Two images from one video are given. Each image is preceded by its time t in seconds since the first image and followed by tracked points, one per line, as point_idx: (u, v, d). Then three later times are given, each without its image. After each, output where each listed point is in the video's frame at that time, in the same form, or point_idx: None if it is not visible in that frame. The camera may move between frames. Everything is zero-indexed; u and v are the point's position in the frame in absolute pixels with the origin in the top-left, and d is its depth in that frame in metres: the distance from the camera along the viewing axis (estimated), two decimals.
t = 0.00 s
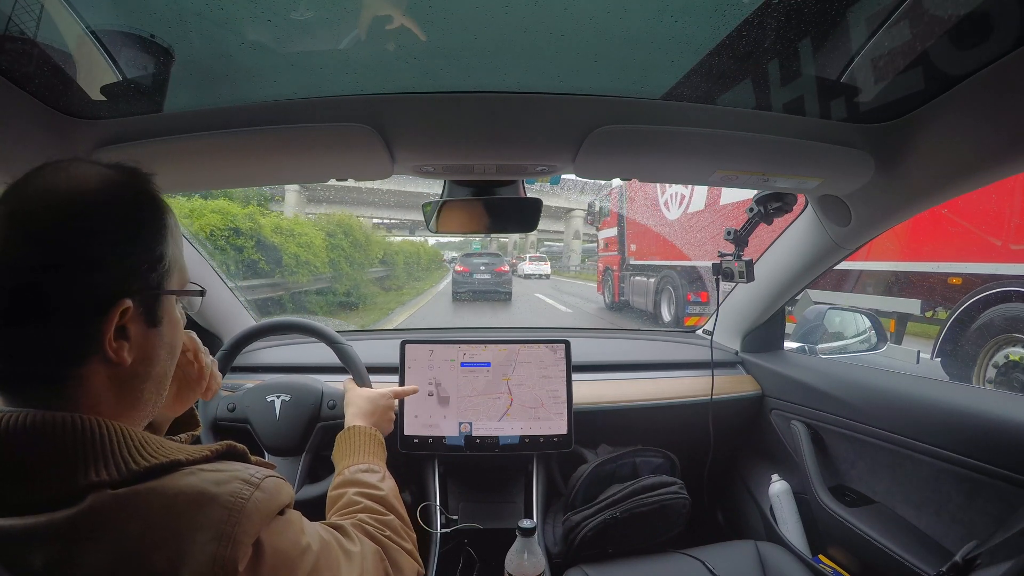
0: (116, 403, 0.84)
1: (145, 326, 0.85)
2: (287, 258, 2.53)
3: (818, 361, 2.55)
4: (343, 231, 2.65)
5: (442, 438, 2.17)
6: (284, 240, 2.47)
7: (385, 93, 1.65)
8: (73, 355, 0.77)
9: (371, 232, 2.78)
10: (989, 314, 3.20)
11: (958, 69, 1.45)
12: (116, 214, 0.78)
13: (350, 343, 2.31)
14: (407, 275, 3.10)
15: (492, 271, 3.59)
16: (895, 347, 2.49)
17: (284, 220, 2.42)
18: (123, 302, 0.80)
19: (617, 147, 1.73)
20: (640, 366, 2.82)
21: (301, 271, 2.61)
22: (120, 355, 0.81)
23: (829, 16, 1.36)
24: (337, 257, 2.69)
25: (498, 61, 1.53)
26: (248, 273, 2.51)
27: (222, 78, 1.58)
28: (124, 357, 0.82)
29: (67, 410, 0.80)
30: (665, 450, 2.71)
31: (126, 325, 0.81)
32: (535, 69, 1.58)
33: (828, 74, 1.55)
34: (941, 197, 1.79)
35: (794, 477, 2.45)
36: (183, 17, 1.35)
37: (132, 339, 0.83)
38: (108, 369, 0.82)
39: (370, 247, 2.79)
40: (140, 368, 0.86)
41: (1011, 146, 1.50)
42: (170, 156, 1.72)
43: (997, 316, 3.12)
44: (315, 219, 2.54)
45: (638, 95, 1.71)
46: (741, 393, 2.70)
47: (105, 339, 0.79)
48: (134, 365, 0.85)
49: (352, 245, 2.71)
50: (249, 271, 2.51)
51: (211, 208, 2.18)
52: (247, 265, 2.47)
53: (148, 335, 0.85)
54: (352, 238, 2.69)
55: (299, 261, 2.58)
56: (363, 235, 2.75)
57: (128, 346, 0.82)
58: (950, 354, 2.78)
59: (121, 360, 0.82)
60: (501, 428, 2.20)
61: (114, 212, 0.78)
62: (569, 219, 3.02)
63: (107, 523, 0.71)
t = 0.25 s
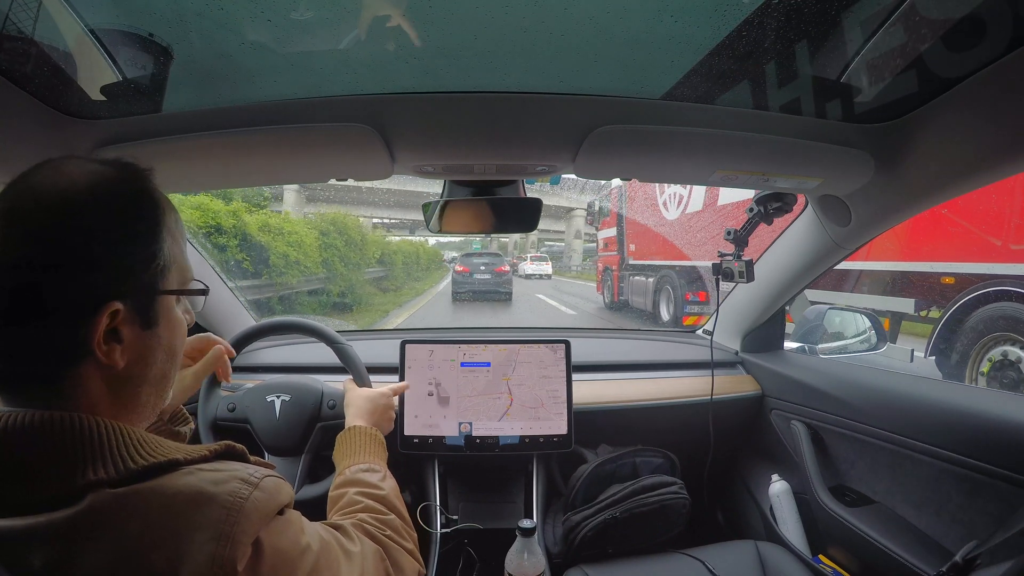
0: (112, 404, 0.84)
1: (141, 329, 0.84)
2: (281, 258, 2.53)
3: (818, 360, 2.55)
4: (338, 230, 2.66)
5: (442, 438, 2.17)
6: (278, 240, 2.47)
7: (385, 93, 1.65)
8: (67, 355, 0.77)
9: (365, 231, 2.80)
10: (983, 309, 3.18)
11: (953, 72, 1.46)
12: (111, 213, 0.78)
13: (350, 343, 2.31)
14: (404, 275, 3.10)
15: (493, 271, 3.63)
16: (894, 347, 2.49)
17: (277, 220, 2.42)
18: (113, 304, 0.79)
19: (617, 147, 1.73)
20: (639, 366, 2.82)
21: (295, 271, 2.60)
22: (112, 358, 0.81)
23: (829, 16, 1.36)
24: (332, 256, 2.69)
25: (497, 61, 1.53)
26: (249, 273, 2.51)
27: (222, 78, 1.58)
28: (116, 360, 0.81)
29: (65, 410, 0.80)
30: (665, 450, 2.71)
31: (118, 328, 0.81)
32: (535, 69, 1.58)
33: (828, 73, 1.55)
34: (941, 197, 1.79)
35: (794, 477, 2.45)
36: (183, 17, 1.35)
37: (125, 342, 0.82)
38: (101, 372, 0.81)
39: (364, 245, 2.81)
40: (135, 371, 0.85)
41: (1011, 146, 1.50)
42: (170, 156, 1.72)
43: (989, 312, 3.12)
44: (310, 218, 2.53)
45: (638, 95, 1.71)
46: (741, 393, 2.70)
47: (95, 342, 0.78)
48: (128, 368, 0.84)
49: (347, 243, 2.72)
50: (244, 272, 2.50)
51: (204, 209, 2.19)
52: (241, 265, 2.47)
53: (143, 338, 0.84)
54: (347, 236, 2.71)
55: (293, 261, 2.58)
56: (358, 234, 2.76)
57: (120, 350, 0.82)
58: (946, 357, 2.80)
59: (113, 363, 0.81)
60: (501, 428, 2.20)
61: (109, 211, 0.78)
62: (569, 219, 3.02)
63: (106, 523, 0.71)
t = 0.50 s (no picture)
0: (110, 406, 0.84)
1: (139, 331, 0.83)
2: (277, 258, 2.53)
3: (818, 360, 2.55)
4: (336, 232, 2.65)
5: (442, 438, 2.17)
6: (274, 240, 2.46)
7: (385, 93, 1.65)
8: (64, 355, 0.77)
9: (363, 231, 2.78)
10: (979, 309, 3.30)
11: (947, 75, 1.48)
12: (107, 214, 0.77)
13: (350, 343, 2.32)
14: (401, 275, 3.10)
15: (493, 271, 3.63)
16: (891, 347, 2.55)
17: (274, 219, 2.42)
18: (109, 308, 0.78)
19: (616, 147, 1.73)
20: (639, 366, 2.82)
21: (291, 270, 2.61)
22: (107, 363, 0.81)
23: (828, 16, 1.36)
24: (329, 257, 2.69)
25: (497, 61, 1.53)
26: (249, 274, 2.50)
27: (222, 78, 1.58)
28: (111, 364, 0.81)
29: (65, 410, 0.80)
30: (665, 451, 2.71)
31: (114, 331, 0.80)
32: (535, 69, 1.58)
33: (827, 74, 1.55)
34: (940, 197, 1.79)
35: (794, 477, 2.45)
36: (183, 16, 1.35)
37: (122, 345, 0.82)
38: (98, 374, 0.81)
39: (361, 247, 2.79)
40: (134, 374, 0.85)
41: (1011, 146, 1.50)
42: (170, 156, 1.72)
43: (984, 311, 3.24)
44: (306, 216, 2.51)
45: (637, 95, 1.71)
46: (741, 393, 2.70)
47: (91, 344, 0.78)
48: (126, 371, 0.84)
49: (344, 245, 2.71)
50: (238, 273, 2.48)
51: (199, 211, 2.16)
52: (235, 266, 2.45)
53: (140, 341, 0.84)
54: (345, 238, 2.70)
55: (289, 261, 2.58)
56: (355, 236, 2.75)
57: (116, 353, 0.81)
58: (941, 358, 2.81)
59: (108, 367, 0.81)
60: (502, 428, 2.20)
61: (106, 212, 0.77)
62: (570, 219, 3.02)
63: (106, 522, 0.71)
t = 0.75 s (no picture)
0: (108, 409, 0.84)
1: (136, 334, 0.83)
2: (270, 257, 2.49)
3: (818, 360, 2.55)
4: (332, 230, 2.61)
5: (442, 438, 2.17)
6: (269, 238, 2.43)
7: (385, 93, 1.64)
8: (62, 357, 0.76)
9: (362, 230, 2.74)
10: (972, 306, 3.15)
11: (935, 78, 1.50)
12: (108, 214, 0.77)
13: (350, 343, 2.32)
14: (400, 276, 3.07)
15: (493, 272, 3.59)
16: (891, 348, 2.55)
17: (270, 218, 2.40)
18: (108, 309, 0.78)
19: (617, 147, 1.73)
20: (639, 365, 2.82)
21: (288, 269, 2.57)
22: (106, 365, 0.80)
23: (828, 17, 1.36)
24: (324, 255, 2.63)
25: (498, 61, 1.53)
26: (248, 274, 2.50)
27: (221, 78, 1.58)
28: (108, 366, 0.80)
29: (62, 415, 0.79)
30: (665, 450, 2.71)
31: (113, 333, 0.80)
32: (535, 69, 1.58)
33: (827, 74, 1.55)
34: (940, 197, 1.79)
35: (794, 477, 2.45)
36: (182, 15, 1.35)
37: (119, 347, 0.81)
38: (95, 377, 0.81)
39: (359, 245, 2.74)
40: (131, 377, 0.84)
41: (1011, 146, 1.50)
42: (169, 156, 1.71)
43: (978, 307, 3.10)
44: (302, 214, 2.49)
45: (638, 95, 1.71)
46: (741, 393, 2.70)
47: (89, 346, 0.78)
48: (123, 374, 0.83)
49: (342, 243, 2.66)
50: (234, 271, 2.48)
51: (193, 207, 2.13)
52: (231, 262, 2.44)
53: (138, 343, 0.84)
54: (342, 235, 2.66)
55: (286, 259, 2.55)
56: (353, 235, 2.71)
57: (114, 355, 0.81)
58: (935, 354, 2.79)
59: (106, 369, 0.80)
60: (502, 428, 2.20)
61: (107, 212, 0.77)
62: (571, 218, 3.01)
63: (107, 528, 0.71)
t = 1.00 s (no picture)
0: (107, 408, 0.84)
1: (134, 332, 0.83)
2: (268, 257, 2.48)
3: (818, 360, 2.55)
4: (330, 230, 2.62)
5: (442, 438, 2.17)
6: (268, 237, 2.44)
7: (384, 93, 1.64)
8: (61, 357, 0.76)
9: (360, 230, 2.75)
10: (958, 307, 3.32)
11: (926, 83, 1.52)
12: (101, 213, 0.77)
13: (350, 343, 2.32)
14: (399, 275, 3.07)
15: (492, 271, 3.54)
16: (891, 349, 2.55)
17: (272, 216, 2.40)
18: (106, 308, 0.78)
19: (617, 147, 1.72)
20: (639, 366, 2.82)
21: (285, 268, 2.58)
22: (105, 364, 0.80)
23: (829, 17, 1.36)
24: (319, 256, 2.64)
25: (498, 61, 1.53)
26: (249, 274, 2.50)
27: (221, 77, 1.58)
28: (108, 365, 0.81)
29: (61, 415, 0.79)
30: (665, 451, 2.71)
31: (111, 331, 0.80)
32: (535, 69, 1.58)
33: (827, 74, 1.56)
34: (940, 197, 1.79)
35: (794, 477, 2.45)
36: (182, 15, 1.35)
37: (118, 346, 0.81)
38: (94, 376, 0.81)
39: (357, 245, 2.75)
40: (130, 375, 0.85)
41: (1011, 146, 1.50)
42: (169, 156, 1.71)
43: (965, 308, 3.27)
44: (301, 213, 2.48)
45: (638, 95, 1.71)
46: (741, 393, 2.70)
47: (87, 345, 0.78)
48: (122, 372, 0.84)
49: (340, 243, 2.67)
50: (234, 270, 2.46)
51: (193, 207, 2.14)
52: (230, 260, 2.42)
53: (136, 341, 0.84)
54: (341, 235, 2.66)
55: (284, 258, 2.56)
56: (351, 235, 2.71)
57: (112, 353, 0.81)
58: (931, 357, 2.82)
59: (105, 368, 0.80)
60: (502, 428, 2.20)
61: (99, 210, 0.77)
62: (572, 218, 3.01)
63: (107, 529, 0.70)
